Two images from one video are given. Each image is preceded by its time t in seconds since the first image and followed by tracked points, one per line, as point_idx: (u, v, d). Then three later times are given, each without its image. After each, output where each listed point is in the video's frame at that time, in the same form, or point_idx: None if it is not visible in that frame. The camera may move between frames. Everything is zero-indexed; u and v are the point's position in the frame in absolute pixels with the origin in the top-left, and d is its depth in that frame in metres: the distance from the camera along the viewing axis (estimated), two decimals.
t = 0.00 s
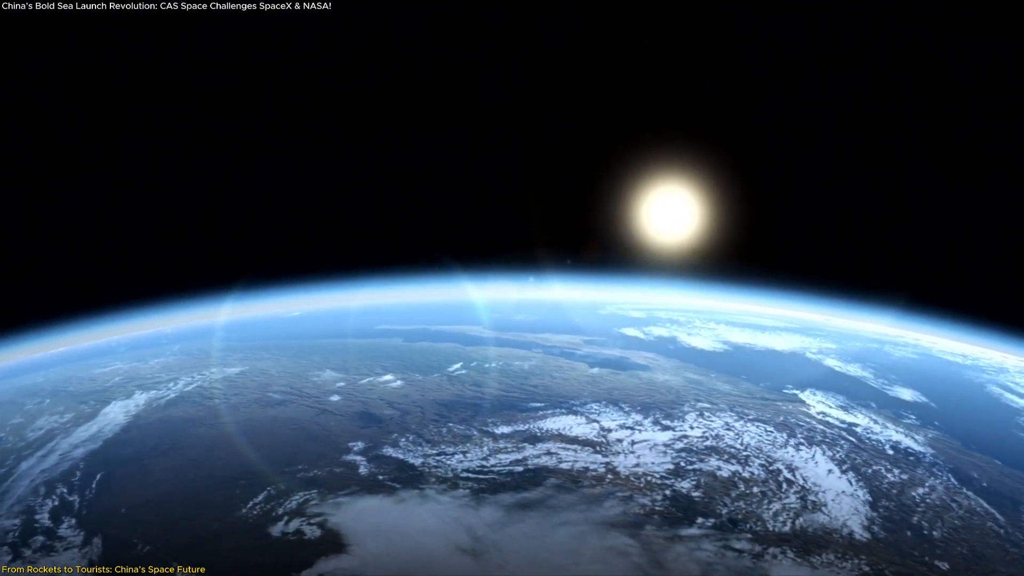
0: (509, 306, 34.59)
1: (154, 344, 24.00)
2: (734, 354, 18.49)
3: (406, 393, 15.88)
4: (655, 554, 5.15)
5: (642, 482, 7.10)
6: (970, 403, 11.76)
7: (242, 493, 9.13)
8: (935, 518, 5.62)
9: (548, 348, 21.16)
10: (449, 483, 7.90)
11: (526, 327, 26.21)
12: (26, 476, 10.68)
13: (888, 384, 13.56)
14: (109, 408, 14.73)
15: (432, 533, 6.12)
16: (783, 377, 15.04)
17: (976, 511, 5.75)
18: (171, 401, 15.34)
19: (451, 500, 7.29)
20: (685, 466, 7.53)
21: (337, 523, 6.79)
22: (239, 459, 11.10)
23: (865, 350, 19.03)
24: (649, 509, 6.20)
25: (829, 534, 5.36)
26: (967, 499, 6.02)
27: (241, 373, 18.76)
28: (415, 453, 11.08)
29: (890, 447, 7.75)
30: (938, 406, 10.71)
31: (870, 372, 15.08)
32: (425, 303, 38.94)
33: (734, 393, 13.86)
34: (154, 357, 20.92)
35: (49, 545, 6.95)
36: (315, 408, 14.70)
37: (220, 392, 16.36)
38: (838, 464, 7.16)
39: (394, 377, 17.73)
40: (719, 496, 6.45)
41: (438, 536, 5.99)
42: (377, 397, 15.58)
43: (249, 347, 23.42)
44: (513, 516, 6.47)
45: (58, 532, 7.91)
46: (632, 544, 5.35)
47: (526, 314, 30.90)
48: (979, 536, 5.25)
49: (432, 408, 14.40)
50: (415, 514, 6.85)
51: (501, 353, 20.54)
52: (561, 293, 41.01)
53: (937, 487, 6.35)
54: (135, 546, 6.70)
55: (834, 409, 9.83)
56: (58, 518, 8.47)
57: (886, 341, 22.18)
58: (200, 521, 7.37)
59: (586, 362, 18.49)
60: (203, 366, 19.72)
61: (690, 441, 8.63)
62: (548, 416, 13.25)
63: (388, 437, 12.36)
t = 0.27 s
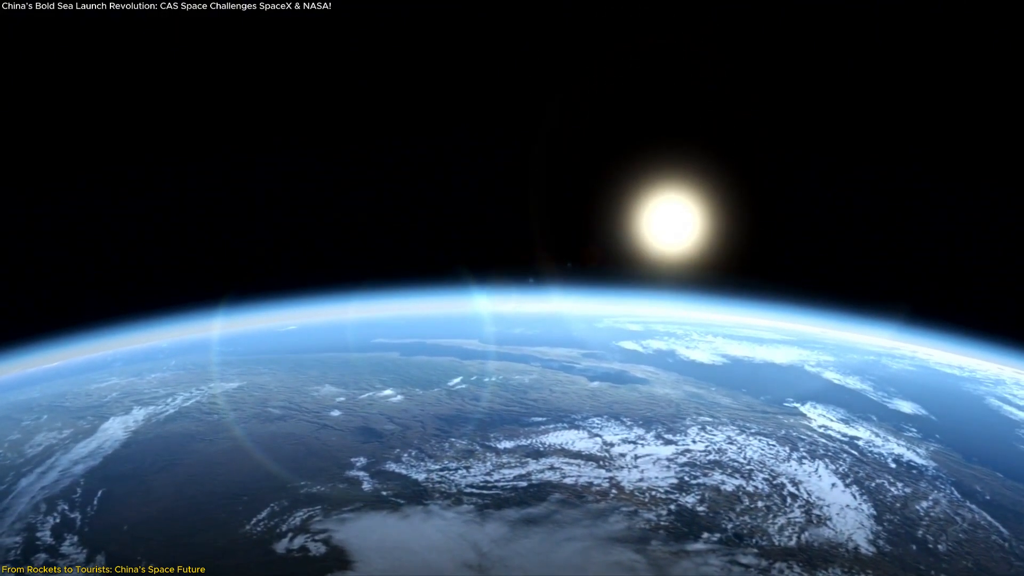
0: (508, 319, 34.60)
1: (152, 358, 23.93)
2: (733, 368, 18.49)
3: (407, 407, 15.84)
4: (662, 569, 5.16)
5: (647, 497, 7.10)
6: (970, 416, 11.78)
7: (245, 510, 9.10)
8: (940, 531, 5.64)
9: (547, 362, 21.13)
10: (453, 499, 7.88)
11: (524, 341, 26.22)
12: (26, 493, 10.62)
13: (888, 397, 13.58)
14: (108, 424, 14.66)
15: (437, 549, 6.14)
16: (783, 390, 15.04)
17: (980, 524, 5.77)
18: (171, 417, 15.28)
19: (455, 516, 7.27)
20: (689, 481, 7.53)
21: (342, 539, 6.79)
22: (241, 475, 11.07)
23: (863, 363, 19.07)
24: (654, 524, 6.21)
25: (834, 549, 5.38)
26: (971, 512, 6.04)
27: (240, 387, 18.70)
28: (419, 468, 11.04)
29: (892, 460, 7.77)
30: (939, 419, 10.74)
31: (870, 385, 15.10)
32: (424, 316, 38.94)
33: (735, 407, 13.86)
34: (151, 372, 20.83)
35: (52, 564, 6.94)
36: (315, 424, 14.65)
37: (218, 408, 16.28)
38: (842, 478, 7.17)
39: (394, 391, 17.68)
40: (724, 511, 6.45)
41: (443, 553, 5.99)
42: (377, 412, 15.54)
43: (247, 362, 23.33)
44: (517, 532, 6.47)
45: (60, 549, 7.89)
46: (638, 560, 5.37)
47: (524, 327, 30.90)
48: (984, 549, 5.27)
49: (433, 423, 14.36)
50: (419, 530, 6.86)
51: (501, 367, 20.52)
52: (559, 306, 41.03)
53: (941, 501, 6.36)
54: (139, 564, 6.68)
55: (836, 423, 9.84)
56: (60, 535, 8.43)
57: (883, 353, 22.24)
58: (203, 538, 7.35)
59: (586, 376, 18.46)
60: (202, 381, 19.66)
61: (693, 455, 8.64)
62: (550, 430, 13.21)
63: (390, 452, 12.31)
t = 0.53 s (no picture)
0: (505, 332, 34.58)
1: (150, 372, 23.86)
2: (732, 380, 18.48)
3: (407, 422, 15.82)
4: None
5: (651, 512, 7.11)
6: (971, 428, 11.80)
7: (248, 526, 9.07)
8: (945, 544, 5.66)
9: (547, 375, 21.11)
10: (458, 514, 7.87)
11: (522, 354, 26.22)
12: (26, 509, 10.57)
13: (888, 409, 13.59)
14: (107, 440, 14.61)
15: (443, 565, 6.16)
16: (783, 403, 15.05)
17: (985, 537, 5.78)
18: (170, 432, 15.24)
19: (460, 531, 7.27)
20: (693, 495, 7.54)
21: (347, 555, 6.79)
22: (243, 490, 11.05)
23: (862, 375, 19.09)
24: (659, 538, 6.23)
25: (840, 562, 5.39)
26: (975, 525, 6.06)
27: (239, 402, 18.65)
28: (422, 483, 11.02)
29: (896, 473, 7.78)
30: (940, 431, 10.76)
31: (869, 397, 15.12)
32: (422, 328, 38.93)
33: (736, 420, 13.85)
34: (148, 386, 20.74)
35: None
36: (315, 438, 14.62)
37: (217, 423, 16.20)
38: (845, 491, 7.19)
39: (395, 406, 17.64)
40: (729, 525, 6.47)
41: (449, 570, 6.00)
42: (377, 426, 15.51)
43: (245, 376, 23.25)
44: (523, 547, 6.48)
45: (62, 566, 7.85)
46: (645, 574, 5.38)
47: (522, 339, 30.86)
48: (989, 562, 5.28)
49: (434, 438, 14.35)
50: (425, 546, 6.87)
51: (500, 380, 20.50)
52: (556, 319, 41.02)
53: (944, 513, 6.38)
54: None
55: (837, 436, 9.86)
56: (62, 552, 8.40)
57: (881, 365, 22.29)
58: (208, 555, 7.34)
59: (585, 390, 18.43)
60: (200, 395, 19.60)
61: (697, 469, 8.65)
62: (552, 444, 13.18)
63: (393, 467, 12.28)
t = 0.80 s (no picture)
0: (504, 343, 34.53)
1: (148, 384, 23.77)
2: (732, 391, 18.47)
3: (408, 433, 15.79)
4: None
5: (655, 524, 7.12)
6: (970, 438, 11.84)
7: (251, 539, 9.05)
8: (949, 555, 5.69)
9: (546, 386, 21.10)
10: (461, 526, 7.86)
11: (520, 364, 26.20)
12: (26, 524, 10.51)
13: (888, 419, 13.63)
14: (106, 452, 14.56)
15: None
16: (784, 413, 15.05)
17: (989, 548, 5.81)
18: (170, 445, 15.20)
19: (464, 544, 7.26)
20: (697, 506, 7.57)
21: (351, 569, 6.79)
22: (245, 503, 11.03)
23: (861, 385, 19.08)
24: (664, 551, 6.24)
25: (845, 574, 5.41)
26: (979, 535, 6.09)
27: (237, 414, 18.59)
28: (425, 496, 10.99)
29: (897, 483, 7.81)
30: (939, 441, 10.80)
31: (869, 407, 15.15)
32: (420, 339, 38.87)
33: (736, 431, 13.85)
34: (146, 399, 20.66)
35: None
36: (316, 451, 14.59)
37: (215, 435, 16.13)
38: (848, 502, 7.21)
39: (394, 417, 17.60)
40: (733, 537, 6.48)
41: None
42: (377, 438, 15.49)
43: (242, 387, 23.15)
44: (528, 560, 6.47)
45: None
46: None
47: (520, 350, 30.80)
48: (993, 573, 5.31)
49: (434, 450, 14.32)
50: (428, 559, 6.87)
51: (499, 391, 20.48)
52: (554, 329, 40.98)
53: (948, 524, 6.40)
54: None
55: (838, 446, 9.87)
56: (65, 567, 8.36)
57: (879, 374, 22.35)
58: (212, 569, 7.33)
59: (585, 401, 18.39)
60: (199, 407, 19.53)
61: (699, 480, 8.66)
62: (554, 456, 13.15)
63: (395, 479, 12.24)
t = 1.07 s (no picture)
0: (502, 354, 34.45)
1: (145, 397, 23.69)
2: (731, 403, 18.43)
3: (408, 447, 15.76)
4: None
5: (660, 537, 7.14)
6: (970, 449, 11.86)
7: (254, 555, 9.02)
8: (954, 567, 5.71)
9: (545, 398, 21.06)
10: (465, 541, 7.85)
11: (518, 376, 26.16)
12: (27, 540, 10.46)
13: (887, 431, 13.64)
14: (106, 467, 14.51)
15: None
16: (784, 425, 15.03)
17: (993, 560, 5.84)
18: (169, 459, 15.15)
19: (469, 559, 7.25)
20: (701, 519, 7.58)
21: None
22: (248, 518, 11.01)
23: (859, 397, 19.08)
24: (669, 565, 6.25)
25: None
26: (983, 548, 6.12)
27: (236, 427, 18.54)
28: (428, 510, 10.96)
29: (900, 495, 7.83)
30: (940, 452, 10.82)
31: (868, 418, 15.16)
32: (417, 350, 38.80)
33: (736, 443, 13.84)
34: (143, 412, 20.58)
35: None
36: (317, 465, 14.57)
37: (214, 449, 16.05)
38: (852, 515, 7.23)
39: (395, 431, 17.55)
40: (738, 550, 6.50)
41: None
42: (378, 452, 15.46)
43: (240, 401, 23.04)
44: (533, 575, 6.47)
45: None
46: None
47: (518, 362, 30.72)
48: None
49: (435, 463, 14.30)
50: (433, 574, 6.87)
51: (499, 404, 20.44)
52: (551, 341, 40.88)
53: (951, 536, 6.42)
54: None
55: (839, 458, 9.87)
56: None
57: (877, 385, 22.36)
58: None
59: (585, 413, 18.35)
60: (197, 420, 19.46)
61: (702, 493, 8.68)
62: (557, 469, 13.12)
63: (398, 493, 12.20)
